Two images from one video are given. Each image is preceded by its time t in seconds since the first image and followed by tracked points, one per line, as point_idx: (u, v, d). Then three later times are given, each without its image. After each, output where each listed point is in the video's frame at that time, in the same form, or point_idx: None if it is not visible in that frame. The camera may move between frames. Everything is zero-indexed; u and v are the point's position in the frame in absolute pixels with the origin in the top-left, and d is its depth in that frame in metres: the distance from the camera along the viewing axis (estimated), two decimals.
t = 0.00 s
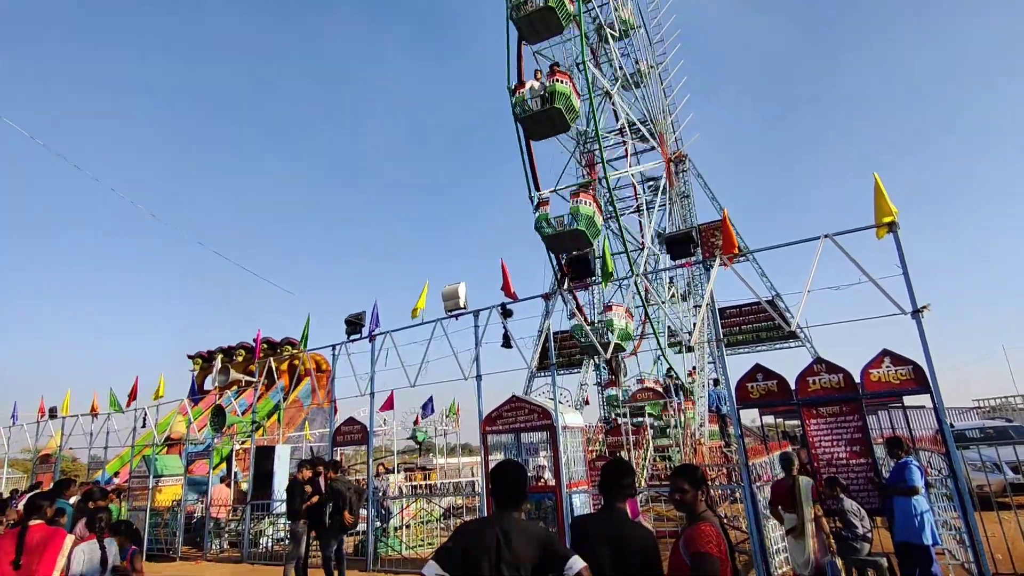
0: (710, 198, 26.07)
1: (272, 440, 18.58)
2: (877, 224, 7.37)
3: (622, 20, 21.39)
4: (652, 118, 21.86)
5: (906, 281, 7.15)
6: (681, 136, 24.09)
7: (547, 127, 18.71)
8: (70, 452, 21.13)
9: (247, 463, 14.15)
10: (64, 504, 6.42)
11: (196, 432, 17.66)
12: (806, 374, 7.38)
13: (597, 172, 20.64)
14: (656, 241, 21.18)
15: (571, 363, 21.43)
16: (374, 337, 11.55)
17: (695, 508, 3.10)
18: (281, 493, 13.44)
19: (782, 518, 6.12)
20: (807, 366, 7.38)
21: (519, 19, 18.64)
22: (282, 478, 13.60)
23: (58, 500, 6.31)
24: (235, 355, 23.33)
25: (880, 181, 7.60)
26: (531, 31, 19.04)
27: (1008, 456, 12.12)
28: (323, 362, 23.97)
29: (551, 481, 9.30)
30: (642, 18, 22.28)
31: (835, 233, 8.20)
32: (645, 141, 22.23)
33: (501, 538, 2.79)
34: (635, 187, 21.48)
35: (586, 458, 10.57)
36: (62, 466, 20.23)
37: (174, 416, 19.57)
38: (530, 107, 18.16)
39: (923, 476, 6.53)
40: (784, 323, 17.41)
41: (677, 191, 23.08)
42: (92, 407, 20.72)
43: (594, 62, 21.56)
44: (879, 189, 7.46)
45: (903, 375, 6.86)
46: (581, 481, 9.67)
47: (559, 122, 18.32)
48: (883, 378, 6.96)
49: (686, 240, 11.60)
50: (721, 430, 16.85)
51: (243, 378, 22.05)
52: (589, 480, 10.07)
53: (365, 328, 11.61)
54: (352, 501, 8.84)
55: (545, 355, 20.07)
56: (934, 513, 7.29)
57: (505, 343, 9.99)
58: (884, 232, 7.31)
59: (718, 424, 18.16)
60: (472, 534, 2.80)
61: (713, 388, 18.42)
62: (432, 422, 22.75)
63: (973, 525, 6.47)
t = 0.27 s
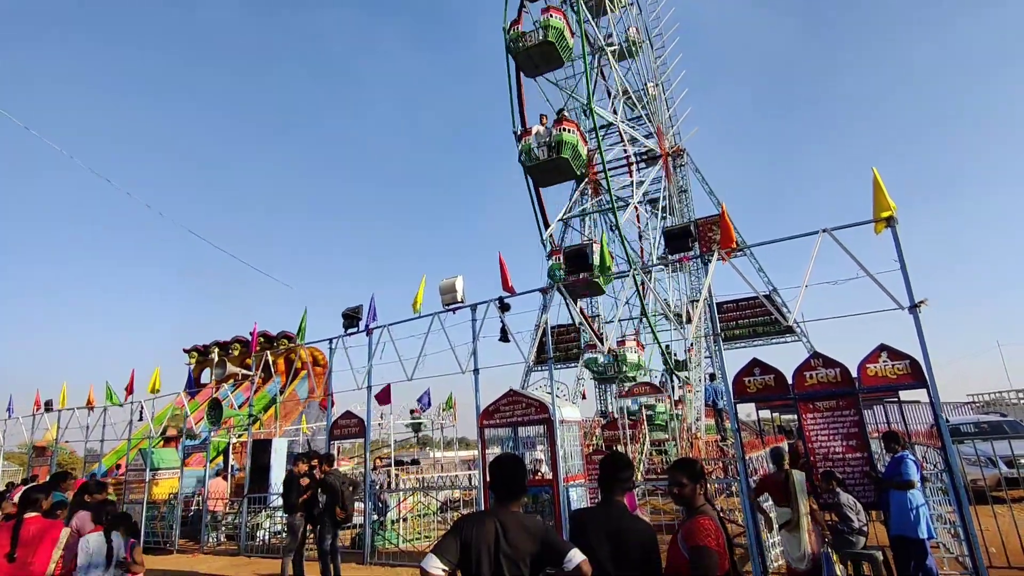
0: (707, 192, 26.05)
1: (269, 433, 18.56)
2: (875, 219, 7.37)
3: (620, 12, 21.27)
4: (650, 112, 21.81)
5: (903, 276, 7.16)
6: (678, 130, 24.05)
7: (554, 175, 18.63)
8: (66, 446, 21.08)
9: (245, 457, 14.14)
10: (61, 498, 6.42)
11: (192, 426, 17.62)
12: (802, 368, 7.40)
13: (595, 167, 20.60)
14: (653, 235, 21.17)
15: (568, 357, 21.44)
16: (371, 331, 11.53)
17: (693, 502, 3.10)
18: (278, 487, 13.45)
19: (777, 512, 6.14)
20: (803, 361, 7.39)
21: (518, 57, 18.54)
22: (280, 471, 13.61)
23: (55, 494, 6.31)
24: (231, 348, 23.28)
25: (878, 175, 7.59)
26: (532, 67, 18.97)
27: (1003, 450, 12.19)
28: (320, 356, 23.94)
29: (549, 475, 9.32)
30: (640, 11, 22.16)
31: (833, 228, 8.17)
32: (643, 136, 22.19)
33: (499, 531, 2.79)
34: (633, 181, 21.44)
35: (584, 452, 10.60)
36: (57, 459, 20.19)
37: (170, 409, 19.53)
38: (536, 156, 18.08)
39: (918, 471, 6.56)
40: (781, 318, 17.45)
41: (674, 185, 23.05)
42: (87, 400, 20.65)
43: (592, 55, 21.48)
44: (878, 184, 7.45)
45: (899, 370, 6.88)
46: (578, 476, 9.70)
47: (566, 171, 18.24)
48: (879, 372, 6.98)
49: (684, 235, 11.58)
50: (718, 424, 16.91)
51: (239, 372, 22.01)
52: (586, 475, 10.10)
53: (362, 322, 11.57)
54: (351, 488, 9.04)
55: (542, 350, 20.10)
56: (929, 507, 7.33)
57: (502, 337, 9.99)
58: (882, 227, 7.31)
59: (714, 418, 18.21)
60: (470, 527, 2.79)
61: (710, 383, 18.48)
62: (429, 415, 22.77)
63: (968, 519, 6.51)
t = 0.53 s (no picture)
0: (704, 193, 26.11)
1: (264, 432, 18.49)
2: (872, 219, 7.38)
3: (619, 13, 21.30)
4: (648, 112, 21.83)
5: (900, 276, 7.18)
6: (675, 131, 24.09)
7: (563, 229, 18.65)
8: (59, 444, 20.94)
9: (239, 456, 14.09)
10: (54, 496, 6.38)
11: (187, 424, 17.53)
12: (798, 368, 7.41)
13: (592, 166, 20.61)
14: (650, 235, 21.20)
15: (564, 357, 21.44)
16: (367, 330, 11.49)
17: (690, 502, 3.10)
18: (273, 485, 13.40)
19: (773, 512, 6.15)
20: (799, 361, 7.40)
21: (521, 106, 18.54)
22: (275, 470, 13.57)
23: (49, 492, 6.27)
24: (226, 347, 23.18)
25: (875, 176, 7.61)
26: (533, 114, 18.95)
27: (997, 451, 12.24)
28: (315, 355, 23.89)
29: (545, 474, 9.32)
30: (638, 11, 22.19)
31: (830, 228, 8.16)
32: (640, 136, 22.21)
33: (496, 531, 2.78)
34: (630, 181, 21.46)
35: (580, 451, 10.59)
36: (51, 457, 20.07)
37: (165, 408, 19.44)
38: (546, 212, 18.09)
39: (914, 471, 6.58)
40: (777, 318, 17.49)
41: (671, 185, 23.08)
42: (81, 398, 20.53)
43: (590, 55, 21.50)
44: (874, 185, 7.47)
45: (895, 370, 6.90)
46: (574, 475, 9.70)
47: (575, 226, 18.26)
48: (875, 373, 6.99)
49: (681, 234, 11.59)
50: (713, 424, 16.94)
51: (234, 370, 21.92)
52: (582, 474, 10.09)
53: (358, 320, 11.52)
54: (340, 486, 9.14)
55: (538, 349, 20.10)
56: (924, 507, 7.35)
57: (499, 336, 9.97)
58: (878, 228, 7.33)
59: (710, 418, 18.24)
60: (467, 526, 2.78)
61: (706, 383, 18.52)
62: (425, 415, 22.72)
63: (962, 519, 6.53)
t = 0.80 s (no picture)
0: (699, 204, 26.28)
1: (257, 442, 18.35)
2: (865, 231, 7.44)
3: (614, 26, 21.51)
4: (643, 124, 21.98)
5: (892, 288, 7.22)
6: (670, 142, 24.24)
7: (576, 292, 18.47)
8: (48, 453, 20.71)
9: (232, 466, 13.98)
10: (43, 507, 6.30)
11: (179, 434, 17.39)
12: (793, 380, 7.42)
13: (588, 177, 20.70)
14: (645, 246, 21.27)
15: (559, 367, 21.40)
16: (361, 339, 11.45)
17: (685, 513, 3.08)
18: (265, 496, 13.29)
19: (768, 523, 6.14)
20: (793, 372, 7.42)
21: (524, 171, 18.70)
22: (267, 480, 13.46)
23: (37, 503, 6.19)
24: (220, 355, 23.03)
25: (868, 189, 7.67)
26: (535, 178, 19.02)
27: (990, 463, 12.28)
28: (309, 363, 23.76)
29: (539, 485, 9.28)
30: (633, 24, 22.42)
31: (823, 240, 8.31)
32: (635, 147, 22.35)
33: (490, 542, 2.76)
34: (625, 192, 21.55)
35: (575, 462, 10.56)
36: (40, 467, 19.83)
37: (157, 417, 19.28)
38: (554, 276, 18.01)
39: (908, 482, 6.58)
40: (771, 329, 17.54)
41: (666, 196, 23.20)
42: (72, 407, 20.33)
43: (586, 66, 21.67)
44: (867, 197, 7.53)
45: (888, 382, 6.92)
46: (569, 486, 9.67)
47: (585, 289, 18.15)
48: (869, 384, 7.01)
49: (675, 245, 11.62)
50: (708, 435, 16.93)
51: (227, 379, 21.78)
52: (577, 485, 10.06)
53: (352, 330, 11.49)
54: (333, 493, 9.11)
55: (533, 359, 20.07)
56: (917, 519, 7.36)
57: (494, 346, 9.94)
58: (871, 240, 7.38)
59: (705, 429, 18.22)
60: (461, 537, 2.76)
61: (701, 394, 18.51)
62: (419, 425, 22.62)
63: (956, 530, 6.53)
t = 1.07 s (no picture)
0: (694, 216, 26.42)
1: (250, 454, 18.21)
2: (858, 244, 7.50)
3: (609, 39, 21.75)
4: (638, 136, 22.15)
5: (886, 301, 7.27)
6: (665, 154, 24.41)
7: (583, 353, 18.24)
8: (38, 465, 20.48)
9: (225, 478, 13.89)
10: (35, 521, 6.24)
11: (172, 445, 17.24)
12: (788, 392, 7.44)
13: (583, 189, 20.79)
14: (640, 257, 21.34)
15: (555, 378, 21.36)
16: (356, 350, 11.43)
17: (679, 528, 3.09)
18: (258, 509, 13.18)
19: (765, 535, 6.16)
20: (788, 385, 7.44)
21: (531, 240, 18.69)
22: (261, 492, 13.36)
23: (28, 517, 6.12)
24: (213, 366, 22.90)
25: (860, 202, 7.74)
26: (543, 248, 19.07)
27: (984, 475, 12.30)
28: (304, 375, 23.66)
29: (535, 498, 9.24)
30: (629, 39, 22.67)
31: (817, 252, 8.45)
32: (631, 159, 22.49)
33: (484, 557, 2.75)
34: (621, 204, 21.63)
35: (570, 475, 10.52)
36: (29, 479, 19.61)
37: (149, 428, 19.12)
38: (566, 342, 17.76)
39: (903, 494, 6.59)
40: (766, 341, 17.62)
41: (661, 208, 23.32)
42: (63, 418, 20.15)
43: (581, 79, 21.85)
44: (860, 210, 7.61)
45: (882, 395, 6.95)
46: (564, 499, 9.63)
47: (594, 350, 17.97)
48: (863, 397, 7.04)
49: (671, 257, 11.65)
50: (704, 446, 16.91)
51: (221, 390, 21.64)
52: (572, 498, 10.01)
53: (347, 341, 11.46)
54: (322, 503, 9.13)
55: (529, 370, 20.04)
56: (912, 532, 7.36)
57: (490, 357, 9.94)
58: (864, 253, 7.44)
59: (701, 441, 18.19)
60: (455, 552, 2.75)
61: (697, 406, 18.52)
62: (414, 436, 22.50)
63: (951, 543, 6.54)
